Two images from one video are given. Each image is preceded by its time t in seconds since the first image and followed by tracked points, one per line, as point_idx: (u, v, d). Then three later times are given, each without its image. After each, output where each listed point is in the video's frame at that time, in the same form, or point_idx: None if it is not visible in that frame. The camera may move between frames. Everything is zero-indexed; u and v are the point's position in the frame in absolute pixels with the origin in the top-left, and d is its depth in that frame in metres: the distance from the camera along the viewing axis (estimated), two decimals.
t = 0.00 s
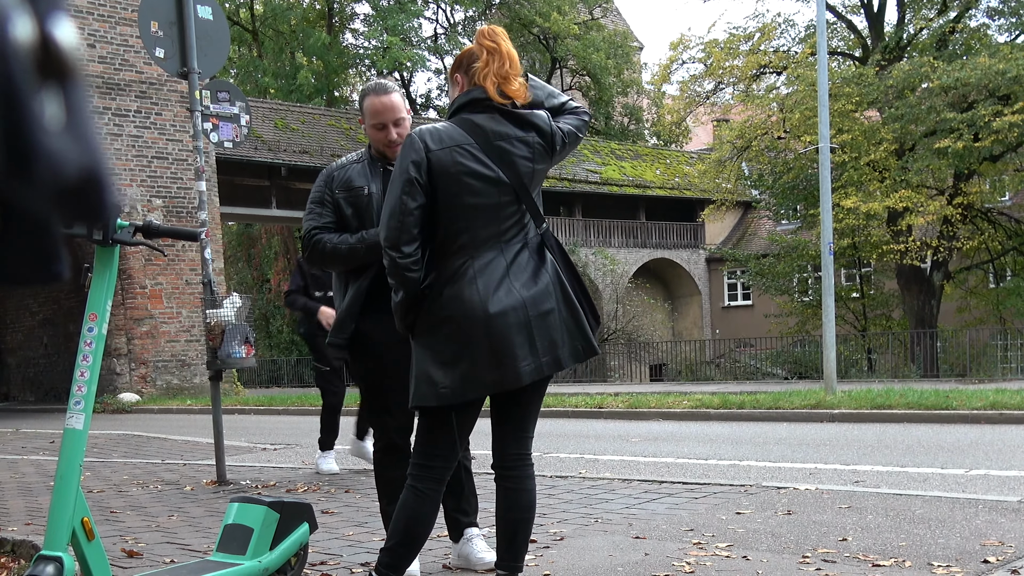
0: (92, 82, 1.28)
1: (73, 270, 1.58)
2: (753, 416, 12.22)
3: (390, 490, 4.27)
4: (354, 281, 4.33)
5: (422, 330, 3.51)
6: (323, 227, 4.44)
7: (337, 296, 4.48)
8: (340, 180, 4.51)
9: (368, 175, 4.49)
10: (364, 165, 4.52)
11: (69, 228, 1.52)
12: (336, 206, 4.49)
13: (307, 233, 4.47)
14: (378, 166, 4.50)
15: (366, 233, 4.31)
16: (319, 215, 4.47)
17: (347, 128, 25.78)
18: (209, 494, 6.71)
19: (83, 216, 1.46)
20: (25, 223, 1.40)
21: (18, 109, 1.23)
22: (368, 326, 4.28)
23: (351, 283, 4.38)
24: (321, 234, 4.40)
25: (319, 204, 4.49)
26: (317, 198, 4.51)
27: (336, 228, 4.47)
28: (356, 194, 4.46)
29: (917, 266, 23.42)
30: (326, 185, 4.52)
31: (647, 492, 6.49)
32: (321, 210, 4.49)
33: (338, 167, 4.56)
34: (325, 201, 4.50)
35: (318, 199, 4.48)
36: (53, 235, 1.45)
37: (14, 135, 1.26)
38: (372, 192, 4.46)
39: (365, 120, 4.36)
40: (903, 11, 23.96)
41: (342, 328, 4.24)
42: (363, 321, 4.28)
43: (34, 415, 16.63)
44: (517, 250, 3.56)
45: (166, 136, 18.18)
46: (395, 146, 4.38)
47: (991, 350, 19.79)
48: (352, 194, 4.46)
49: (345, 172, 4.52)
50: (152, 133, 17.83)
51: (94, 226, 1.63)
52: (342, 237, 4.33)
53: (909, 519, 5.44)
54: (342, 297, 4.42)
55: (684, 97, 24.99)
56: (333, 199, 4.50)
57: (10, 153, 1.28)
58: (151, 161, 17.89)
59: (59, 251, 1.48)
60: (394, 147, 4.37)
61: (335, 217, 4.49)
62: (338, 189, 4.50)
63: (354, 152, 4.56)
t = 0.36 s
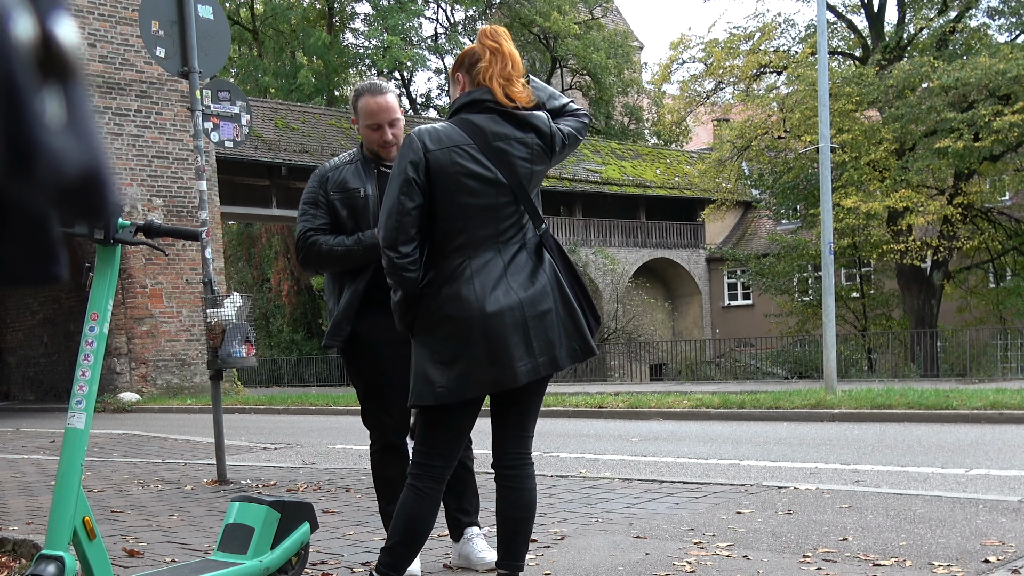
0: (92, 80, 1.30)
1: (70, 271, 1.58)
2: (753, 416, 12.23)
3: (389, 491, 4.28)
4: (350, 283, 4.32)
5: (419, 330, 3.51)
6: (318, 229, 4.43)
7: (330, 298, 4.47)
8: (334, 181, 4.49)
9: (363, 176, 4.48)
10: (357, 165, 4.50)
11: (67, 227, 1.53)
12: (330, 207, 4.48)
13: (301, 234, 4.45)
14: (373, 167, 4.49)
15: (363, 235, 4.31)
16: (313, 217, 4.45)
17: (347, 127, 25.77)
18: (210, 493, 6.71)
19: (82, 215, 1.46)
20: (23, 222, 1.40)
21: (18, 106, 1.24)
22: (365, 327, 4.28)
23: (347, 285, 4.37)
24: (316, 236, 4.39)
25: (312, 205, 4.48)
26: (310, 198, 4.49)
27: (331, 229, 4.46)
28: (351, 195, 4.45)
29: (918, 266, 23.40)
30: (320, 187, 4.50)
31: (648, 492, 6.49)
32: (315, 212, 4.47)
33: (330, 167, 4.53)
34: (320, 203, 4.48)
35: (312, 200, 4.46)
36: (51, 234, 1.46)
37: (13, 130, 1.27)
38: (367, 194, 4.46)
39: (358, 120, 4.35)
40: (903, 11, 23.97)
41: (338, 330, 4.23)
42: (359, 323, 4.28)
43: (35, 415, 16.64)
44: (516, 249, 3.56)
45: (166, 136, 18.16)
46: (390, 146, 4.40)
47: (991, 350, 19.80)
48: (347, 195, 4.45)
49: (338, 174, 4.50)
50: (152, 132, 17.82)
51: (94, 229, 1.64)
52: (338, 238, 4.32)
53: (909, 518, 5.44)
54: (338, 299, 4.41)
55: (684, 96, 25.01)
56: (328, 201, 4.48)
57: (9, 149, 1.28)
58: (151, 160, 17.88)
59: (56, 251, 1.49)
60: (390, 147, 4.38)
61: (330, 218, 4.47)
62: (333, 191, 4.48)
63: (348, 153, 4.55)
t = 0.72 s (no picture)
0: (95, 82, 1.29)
1: (74, 271, 1.58)
2: (754, 416, 12.23)
3: (388, 492, 4.27)
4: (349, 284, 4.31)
5: (419, 330, 3.51)
6: (316, 230, 4.41)
7: (328, 299, 4.45)
8: (332, 181, 4.47)
9: (361, 177, 4.48)
10: (354, 167, 4.50)
11: (68, 227, 1.52)
12: (328, 208, 4.46)
13: (299, 235, 4.43)
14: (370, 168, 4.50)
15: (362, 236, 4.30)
16: (311, 218, 4.43)
17: (348, 127, 25.79)
18: (209, 492, 6.71)
19: (83, 215, 1.45)
20: (25, 223, 1.40)
21: (20, 108, 1.24)
22: (364, 329, 4.28)
23: (346, 287, 4.36)
24: (315, 236, 4.37)
25: (310, 205, 4.44)
26: (307, 198, 4.46)
27: (328, 231, 4.44)
28: (350, 196, 4.44)
29: (918, 267, 23.39)
30: (317, 187, 4.47)
31: (648, 493, 6.49)
32: (312, 212, 4.44)
33: (328, 168, 4.52)
34: (317, 203, 4.45)
35: (309, 201, 4.43)
36: (53, 235, 1.46)
37: (17, 132, 1.26)
38: (366, 195, 4.45)
39: (355, 114, 4.40)
40: (903, 11, 23.98)
41: (337, 331, 4.22)
42: (357, 325, 4.27)
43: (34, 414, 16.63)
44: (516, 251, 3.56)
45: (167, 135, 18.15)
46: (386, 142, 4.46)
47: (991, 351, 19.77)
48: (346, 196, 4.44)
49: (336, 175, 4.49)
50: (152, 132, 17.83)
51: (94, 228, 1.62)
52: (337, 240, 4.30)
53: (910, 519, 5.44)
54: (336, 301, 4.39)
55: (684, 97, 25.02)
56: (325, 201, 4.46)
57: (12, 149, 1.28)
58: (151, 160, 17.88)
59: (58, 252, 1.48)
60: (387, 140, 4.43)
61: (328, 219, 4.45)
62: (331, 191, 4.46)
63: (344, 154, 4.54)
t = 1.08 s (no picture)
0: (91, 82, 1.31)
1: (70, 272, 1.59)
2: (753, 417, 12.23)
3: (387, 493, 4.28)
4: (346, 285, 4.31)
5: (421, 330, 3.51)
6: (314, 230, 4.40)
7: (327, 301, 4.45)
8: (330, 182, 4.47)
9: (358, 177, 4.49)
10: (352, 167, 4.51)
11: (65, 229, 1.54)
12: (326, 208, 4.45)
13: (296, 236, 4.42)
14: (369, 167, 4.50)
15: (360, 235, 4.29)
16: (308, 219, 4.42)
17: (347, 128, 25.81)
18: (208, 493, 6.70)
19: (80, 215, 1.47)
20: (21, 223, 1.41)
21: (15, 109, 1.25)
22: (361, 331, 4.29)
23: (344, 287, 4.35)
24: (312, 237, 4.36)
25: (308, 206, 4.44)
26: (306, 199, 4.45)
27: (326, 231, 4.44)
28: (348, 196, 4.44)
29: (917, 269, 23.39)
30: (315, 188, 4.47)
31: (647, 494, 6.49)
32: (310, 213, 4.43)
33: (325, 169, 4.53)
34: (314, 204, 4.44)
35: (307, 202, 4.42)
36: (49, 235, 1.47)
37: (12, 132, 1.27)
38: (364, 195, 4.45)
39: (356, 108, 4.47)
40: (903, 13, 24.01)
41: (335, 332, 4.22)
42: (356, 326, 4.27)
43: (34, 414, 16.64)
44: (518, 253, 3.56)
45: (166, 136, 18.15)
46: (387, 132, 4.46)
47: (991, 352, 19.78)
48: (343, 197, 4.44)
49: (334, 175, 4.49)
50: (152, 132, 17.84)
51: (92, 231, 1.63)
52: (334, 240, 4.28)
53: (909, 521, 5.44)
54: (334, 302, 4.39)
55: (685, 98, 25.04)
56: (323, 202, 4.45)
57: (7, 149, 1.28)
58: (151, 160, 17.88)
59: (54, 253, 1.49)
60: (386, 134, 4.45)
61: (326, 220, 4.45)
62: (329, 192, 4.46)
63: (342, 154, 4.54)
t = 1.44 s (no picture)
0: (92, 83, 1.30)
1: (71, 273, 1.59)
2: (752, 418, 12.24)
3: (386, 495, 4.28)
4: (347, 287, 4.30)
5: (420, 332, 3.51)
6: (315, 231, 4.39)
7: (328, 302, 4.44)
8: (331, 183, 4.47)
9: (360, 178, 4.48)
10: (353, 168, 4.51)
11: (65, 231, 1.53)
12: (327, 210, 4.45)
13: (297, 237, 4.41)
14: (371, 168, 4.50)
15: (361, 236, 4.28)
16: (309, 220, 4.41)
17: (347, 129, 25.84)
18: (208, 495, 6.70)
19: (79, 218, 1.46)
20: (20, 223, 1.40)
21: (16, 112, 1.24)
22: (362, 333, 4.28)
23: (345, 289, 4.35)
24: (313, 239, 4.36)
25: (309, 207, 4.44)
26: (307, 200, 4.45)
27: (327, 233, 4.43)
28: (349, 198, 4.44)
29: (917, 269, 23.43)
30: (316, 189, 4.47)
31: (647, 495, 6.49)
32: (310, 214, 4.43)
33: (327, 170, 4.52)
34: (315, 205, 4.44)
35: (308, 203, 4.42)
36: (48, 237, 1.46)
37: (13, 134, 1.26)
38: (365, 196, 4.45)
39: (358, 109, 4.45)
40: (902, 14, 24.06)
41: (336, 334, 4.22)
42: (356, 328, 4.26)
43: (35, 417, 16.65)
44: (518, 255, 3.56)
45: (165, 138, 18.15)
46: (390, 132, 4.45)
47: (990, 353, 19.79)
48: (345, 198, 4.44)
49: (335, 176, 4.49)
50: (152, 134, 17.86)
51: (92, 233, 1.63)
52: (335, 241, 4.27)
53: (908, 522, 5.45)
54: (336, 304, 4.38)
55: (683, 99, 25.08)
56: (324, 203, 4.45)
57: (10, 152, 1.28)
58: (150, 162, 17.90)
59: (54, 255, 1.49)
60: (388, 136, 4.44)
61: (326, 221, 4.45)
62: (330, 193, 4.46)
63: (344, 155, 4.54)
